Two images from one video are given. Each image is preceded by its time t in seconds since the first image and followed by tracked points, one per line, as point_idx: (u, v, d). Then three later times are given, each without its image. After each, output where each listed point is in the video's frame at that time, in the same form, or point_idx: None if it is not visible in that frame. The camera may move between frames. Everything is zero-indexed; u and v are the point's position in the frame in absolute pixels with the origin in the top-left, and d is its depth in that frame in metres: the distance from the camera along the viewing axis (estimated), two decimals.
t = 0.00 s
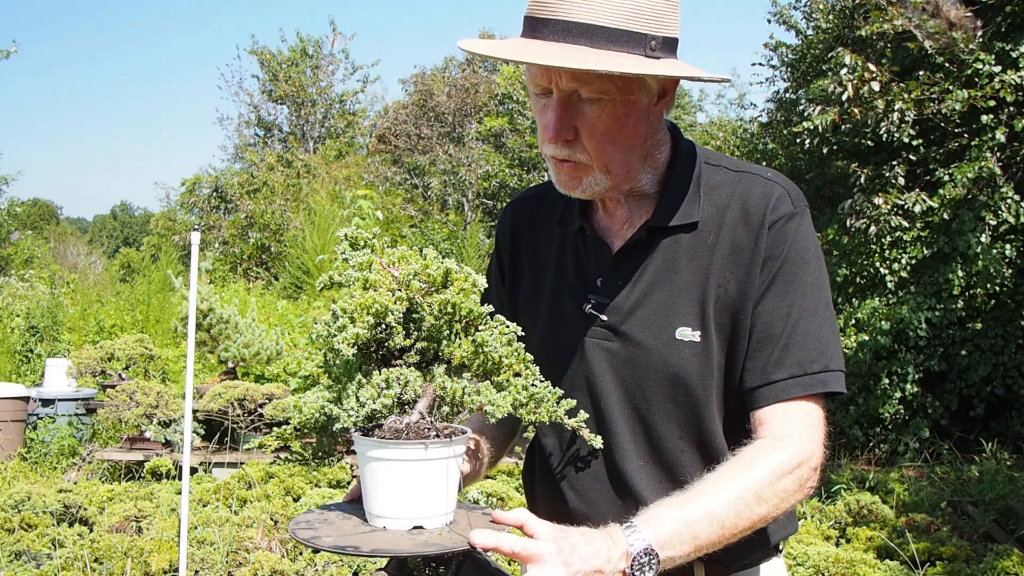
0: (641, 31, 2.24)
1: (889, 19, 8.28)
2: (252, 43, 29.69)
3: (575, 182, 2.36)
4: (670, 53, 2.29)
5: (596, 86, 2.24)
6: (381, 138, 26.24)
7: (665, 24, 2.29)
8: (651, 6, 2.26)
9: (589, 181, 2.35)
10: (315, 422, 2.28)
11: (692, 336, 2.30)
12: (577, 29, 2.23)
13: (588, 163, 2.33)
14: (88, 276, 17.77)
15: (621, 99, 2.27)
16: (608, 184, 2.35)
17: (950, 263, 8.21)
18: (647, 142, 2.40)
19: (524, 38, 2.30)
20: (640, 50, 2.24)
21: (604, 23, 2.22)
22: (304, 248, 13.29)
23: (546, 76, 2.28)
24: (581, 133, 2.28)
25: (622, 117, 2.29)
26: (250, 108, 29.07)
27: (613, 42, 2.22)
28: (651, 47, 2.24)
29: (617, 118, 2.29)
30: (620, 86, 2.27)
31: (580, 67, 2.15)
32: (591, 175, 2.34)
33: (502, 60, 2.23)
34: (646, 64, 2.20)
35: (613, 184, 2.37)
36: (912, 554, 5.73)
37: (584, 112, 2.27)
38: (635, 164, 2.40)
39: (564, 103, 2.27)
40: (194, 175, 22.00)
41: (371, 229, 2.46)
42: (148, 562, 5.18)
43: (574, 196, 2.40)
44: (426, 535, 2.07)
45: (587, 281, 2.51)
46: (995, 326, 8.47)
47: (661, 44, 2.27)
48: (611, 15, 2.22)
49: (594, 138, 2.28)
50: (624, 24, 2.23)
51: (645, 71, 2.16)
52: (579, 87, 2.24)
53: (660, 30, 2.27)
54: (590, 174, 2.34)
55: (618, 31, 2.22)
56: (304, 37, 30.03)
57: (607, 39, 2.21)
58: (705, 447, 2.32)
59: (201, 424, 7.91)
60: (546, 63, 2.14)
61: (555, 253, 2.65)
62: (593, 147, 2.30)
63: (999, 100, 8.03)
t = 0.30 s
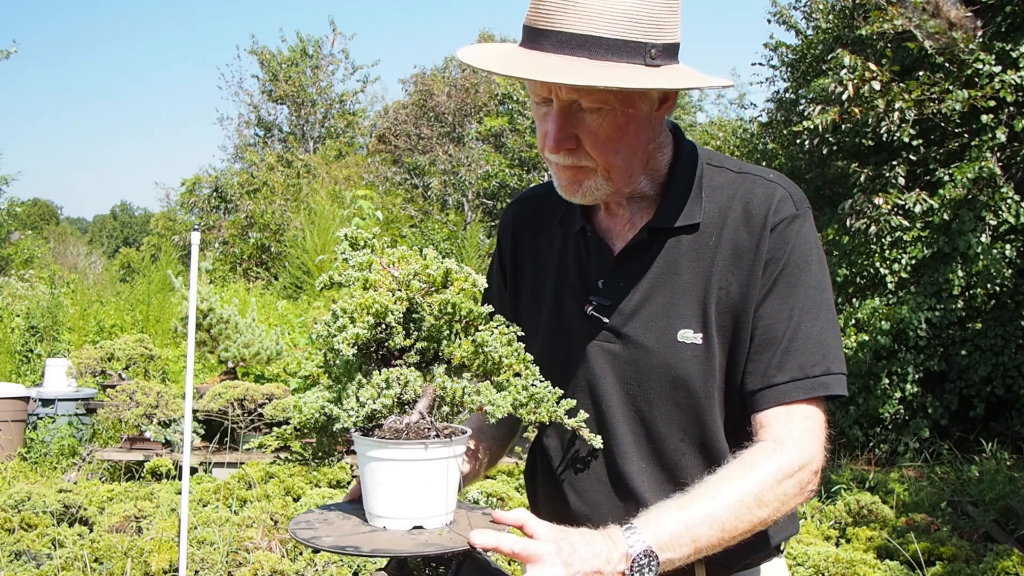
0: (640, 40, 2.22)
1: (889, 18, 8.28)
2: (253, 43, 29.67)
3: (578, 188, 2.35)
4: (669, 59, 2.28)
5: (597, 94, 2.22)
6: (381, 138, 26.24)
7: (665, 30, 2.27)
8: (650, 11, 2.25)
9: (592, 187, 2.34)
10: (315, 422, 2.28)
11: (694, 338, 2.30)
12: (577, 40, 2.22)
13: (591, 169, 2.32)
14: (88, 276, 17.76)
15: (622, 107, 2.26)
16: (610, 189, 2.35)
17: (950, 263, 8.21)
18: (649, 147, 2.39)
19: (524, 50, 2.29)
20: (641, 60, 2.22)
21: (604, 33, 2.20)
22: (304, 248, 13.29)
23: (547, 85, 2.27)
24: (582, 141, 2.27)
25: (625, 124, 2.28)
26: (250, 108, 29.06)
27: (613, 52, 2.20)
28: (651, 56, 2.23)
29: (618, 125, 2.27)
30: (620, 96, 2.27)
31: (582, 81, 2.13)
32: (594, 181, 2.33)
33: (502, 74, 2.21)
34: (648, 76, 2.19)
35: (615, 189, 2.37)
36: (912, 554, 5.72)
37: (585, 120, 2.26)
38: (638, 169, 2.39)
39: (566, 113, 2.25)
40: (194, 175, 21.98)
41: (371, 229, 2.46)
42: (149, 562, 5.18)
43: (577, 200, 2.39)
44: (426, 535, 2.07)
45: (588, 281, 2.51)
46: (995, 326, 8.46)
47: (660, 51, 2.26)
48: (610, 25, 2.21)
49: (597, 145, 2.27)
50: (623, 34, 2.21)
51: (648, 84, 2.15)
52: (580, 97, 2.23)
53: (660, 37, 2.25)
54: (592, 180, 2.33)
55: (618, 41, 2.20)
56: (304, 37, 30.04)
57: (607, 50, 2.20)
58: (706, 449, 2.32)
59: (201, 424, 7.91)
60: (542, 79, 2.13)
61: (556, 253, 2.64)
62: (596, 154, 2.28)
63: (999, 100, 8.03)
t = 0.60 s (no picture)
0: (653, 47, 2.19)
1: (889, 18, 8.31)
2: (252, 43, 29.66)
3: (588, 194, 2.34)
4: (683, 66, 2.26)
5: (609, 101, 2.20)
6: (381, 138, 26.23)
7: (679, 37, 2.24)
8: (665, 17, 2.21)
9: (603, 194, 2.33)
10: (315, 422, 2.28)
11: (699, 341, 2.30)
12: (588, 46, 2.19)
13: (602, 175, 2.30)
14: (89, 276, 17.75)
15: (634, 114, 2.24)
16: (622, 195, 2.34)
17: (950, 263, 8.21)
18: (660, 153, 2.37)
19: (536, 55, 2.27)
20: (654, 67, 2.20)
21: (616, 40, 2.18)
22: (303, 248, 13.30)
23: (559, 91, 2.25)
24: (594, 147, 2.25)
25: (637, 131, 2.26)
26: (250, 108, 29.06)
27: (626, 59, 2.18)
28: (665, 63, 2.21)
29: (630, 133, 2.26)
30: (633, 103, 2.25)
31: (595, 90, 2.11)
32: (605, 187, 2.32)
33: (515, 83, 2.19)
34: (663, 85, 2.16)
35: (625, 194, 2.35)
36: (912, 554, 5.72)
37: (597, 126, 2.24)
38: (649, 177, 2.38)
39: (578, 120, 2.23)
40: (194, 175, 21.97)
41: (371, 228, 2.46)
42: (148, 562, 5.18)
43: (587, 207, 2.37)
44: (426, 535, 2.07)
45: (592, 282, 2.50)
46: (995, 326, 8.45)
47: (674, 59, 2.23)
48: (623, 32, 2.18)
49: (608, 152, 2.25)
50: (636, 41, 2.19)
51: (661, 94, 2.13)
52: (592, 104, 2.21)
53: (674, 45, 2.22)
54: (604, 186, 2.32)
55: (631, 48, 2.18)
56: (304, 37, 30.04)
57: (620, 58, 2.18)
58: (708, 453, 2.33)
59: (201, 424, 7.91)
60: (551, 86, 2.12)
61: (560, 253, 2.62)
62: (608, 161, 2.27)
63: (998, 100, 8.02)
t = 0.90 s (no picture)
0: (670, 63, 2.10)
1: (889, 19, 8.33)
2: (252, 43, 29.67)
3: (599, 206, 2.31)
4: (703, 81, 2.16)
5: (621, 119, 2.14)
6: (381, 138, 26.22)
7: (700, 52, 2.14)
8: (684, 31, 2.11)
9: (612, 208, 2.30)
10: (315, 422, 2.28)
11: (713, 366, 2.32)
12: (602, 60, 2.09)
13: (612, 190, 2.27)
14: (89, 276, 17.76)
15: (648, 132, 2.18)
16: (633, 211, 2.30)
17: (950, 263, 8.20)
18: (676, 168, 2.31)
19: (550, 65, 2.19)
20: (670, 85, 2.11)
21: (632, 58, 2.08)
22: (303, 248, 13.31)
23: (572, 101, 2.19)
24: (603, 162, 2.21)
25: (650, 149, 2.20)
26: (250, 108, 29.07)
27: (641, 77, 2.09)
28: (683, 80, 2.12)
29: (643, 150, 2.19)
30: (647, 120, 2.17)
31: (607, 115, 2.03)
32: (613, 201, 2.29)
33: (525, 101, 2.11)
34: (679, 108, 2.08)
35: (636, 210, 2.31)
36: (912, 554, 5.71)
37: (609, 142, 2.18)
38: (666, 189, 2.32)
39: (589, 136, 2.17)
40: (194, 175, 21.98)
41: (372, 229, 2.46)
42: (148, 562, 5.18)
43: (597, 217, 2.35)
44: (426, 535, 2.07)
45: (607, 293, 2.49)
46: (995, 326, 8.44)
47: (693, 75, 2.14)
48: (638, 49, 2.08)
49: (618, 169, 2.21)
50: (652, 58, 2.09)
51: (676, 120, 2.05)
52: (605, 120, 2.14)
53: (694, 60, 2.12)
54: (614, 200, 2.29)
55: (647, 65, 2.08)
56: (304, 37, 30.06)
57: (635, 76, 2.09)
58: (712, 473, 2.36)
59: (201, 424, 7.91)
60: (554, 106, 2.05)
61: (575, 255, 2.61)
62: (618, 178, 2.23)
63: (998, 100, 8.02)
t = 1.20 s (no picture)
0: (686, 68, 2.07)
1: (889, 18, 8.36)
2: (252, 43, 29.66)
3: (612, 210, 2.31)
4: (720, 87, 2.13)
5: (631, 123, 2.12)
6: (381, 138, 26.25)
7: (718, 57, 2.11)
8: (703, 34, 2.07)
9: (624, 212, 2.29)
10: (315, 422, 2.29)
11: (726, 378, 2.32)
12: (616, 61, 2.08)
13: (622, 196, 2.25)
14: (89, 276, 17.76)
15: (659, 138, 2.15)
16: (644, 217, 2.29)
17: (950, 263, 8.19)
18: (690, 176, 2.28)
19: (566, 62, 2.17)
20: (685, 90, 2.09)
21: (647, 61, 2.06)
22: (303, 249, 13.31)
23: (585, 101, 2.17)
24: (613, 165, 2.20)
25: (663, 155, 2.18)
26: (250, 109, 29.06)
27: (655, 81, 2.07)
28: (699, 86, 2.10)
29: (653, 156, 2.17)
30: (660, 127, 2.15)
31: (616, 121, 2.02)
32: (624, 207, 2.28)
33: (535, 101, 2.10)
34: (690, 116, 2.06)
35: (646, 216, 2.30)
36: (912, 554, 5.71)
37: (620, 146, 2.16)
38: (681, 195, 2.30)
39: (598, 139, 2.16)
40: (194, 175, 21.96)
41: (372, 229, 2.46)
42: (149, 562, 5.19)
43: (608, 220, 2.34)
44: (426, 535, 2.07)
45: (620, 298, 2.51)
46: (995, 326, 8.43)
47: (709, 80, 2.11)
48: (653, 52, 2.06)
49: (627, 174, 2.19)
50: (667, 62, 2.06)
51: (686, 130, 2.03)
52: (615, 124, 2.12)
53: (711, 65, 2.10)
54: (624, 206, 2.27)
55: (662, 70, 2.06)
56: (304, 37, 30.05)
57: (649, 81, 2.06)
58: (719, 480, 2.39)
59: (201, 424, 7.91)
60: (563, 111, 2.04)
61: (588, 257, 2.62)
62: (627, 184, 2.21)
63: (998, 100, 8.02)
